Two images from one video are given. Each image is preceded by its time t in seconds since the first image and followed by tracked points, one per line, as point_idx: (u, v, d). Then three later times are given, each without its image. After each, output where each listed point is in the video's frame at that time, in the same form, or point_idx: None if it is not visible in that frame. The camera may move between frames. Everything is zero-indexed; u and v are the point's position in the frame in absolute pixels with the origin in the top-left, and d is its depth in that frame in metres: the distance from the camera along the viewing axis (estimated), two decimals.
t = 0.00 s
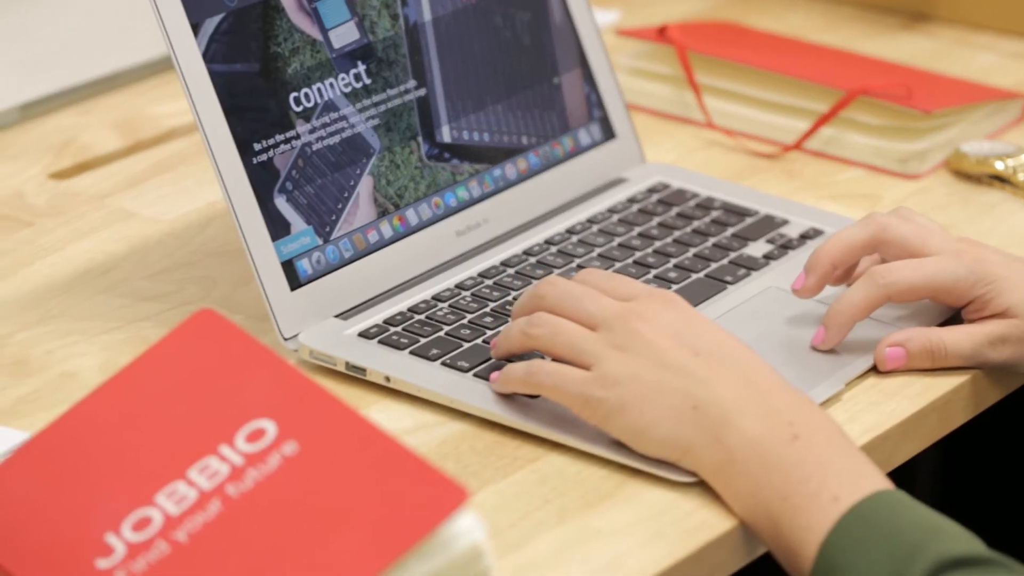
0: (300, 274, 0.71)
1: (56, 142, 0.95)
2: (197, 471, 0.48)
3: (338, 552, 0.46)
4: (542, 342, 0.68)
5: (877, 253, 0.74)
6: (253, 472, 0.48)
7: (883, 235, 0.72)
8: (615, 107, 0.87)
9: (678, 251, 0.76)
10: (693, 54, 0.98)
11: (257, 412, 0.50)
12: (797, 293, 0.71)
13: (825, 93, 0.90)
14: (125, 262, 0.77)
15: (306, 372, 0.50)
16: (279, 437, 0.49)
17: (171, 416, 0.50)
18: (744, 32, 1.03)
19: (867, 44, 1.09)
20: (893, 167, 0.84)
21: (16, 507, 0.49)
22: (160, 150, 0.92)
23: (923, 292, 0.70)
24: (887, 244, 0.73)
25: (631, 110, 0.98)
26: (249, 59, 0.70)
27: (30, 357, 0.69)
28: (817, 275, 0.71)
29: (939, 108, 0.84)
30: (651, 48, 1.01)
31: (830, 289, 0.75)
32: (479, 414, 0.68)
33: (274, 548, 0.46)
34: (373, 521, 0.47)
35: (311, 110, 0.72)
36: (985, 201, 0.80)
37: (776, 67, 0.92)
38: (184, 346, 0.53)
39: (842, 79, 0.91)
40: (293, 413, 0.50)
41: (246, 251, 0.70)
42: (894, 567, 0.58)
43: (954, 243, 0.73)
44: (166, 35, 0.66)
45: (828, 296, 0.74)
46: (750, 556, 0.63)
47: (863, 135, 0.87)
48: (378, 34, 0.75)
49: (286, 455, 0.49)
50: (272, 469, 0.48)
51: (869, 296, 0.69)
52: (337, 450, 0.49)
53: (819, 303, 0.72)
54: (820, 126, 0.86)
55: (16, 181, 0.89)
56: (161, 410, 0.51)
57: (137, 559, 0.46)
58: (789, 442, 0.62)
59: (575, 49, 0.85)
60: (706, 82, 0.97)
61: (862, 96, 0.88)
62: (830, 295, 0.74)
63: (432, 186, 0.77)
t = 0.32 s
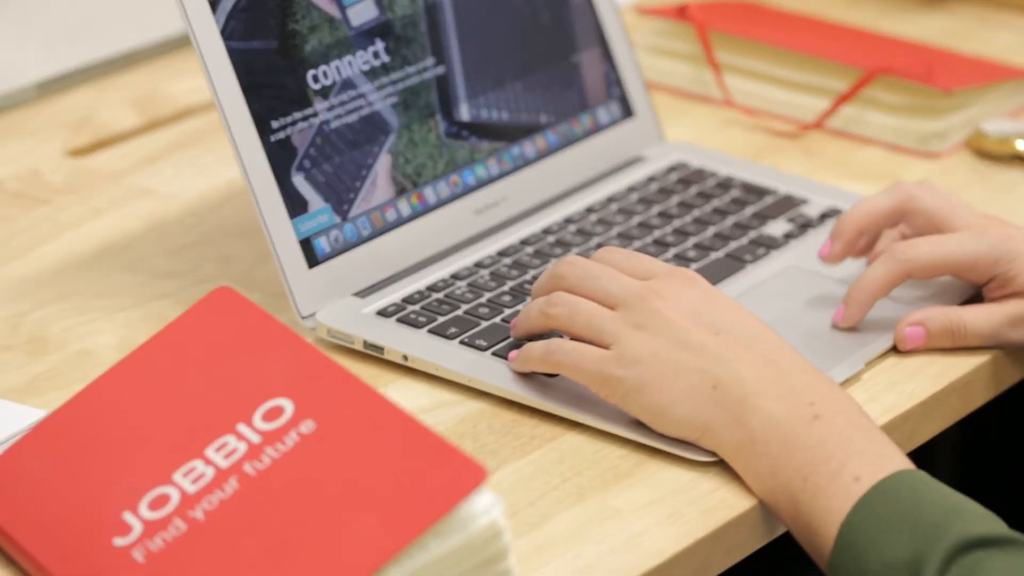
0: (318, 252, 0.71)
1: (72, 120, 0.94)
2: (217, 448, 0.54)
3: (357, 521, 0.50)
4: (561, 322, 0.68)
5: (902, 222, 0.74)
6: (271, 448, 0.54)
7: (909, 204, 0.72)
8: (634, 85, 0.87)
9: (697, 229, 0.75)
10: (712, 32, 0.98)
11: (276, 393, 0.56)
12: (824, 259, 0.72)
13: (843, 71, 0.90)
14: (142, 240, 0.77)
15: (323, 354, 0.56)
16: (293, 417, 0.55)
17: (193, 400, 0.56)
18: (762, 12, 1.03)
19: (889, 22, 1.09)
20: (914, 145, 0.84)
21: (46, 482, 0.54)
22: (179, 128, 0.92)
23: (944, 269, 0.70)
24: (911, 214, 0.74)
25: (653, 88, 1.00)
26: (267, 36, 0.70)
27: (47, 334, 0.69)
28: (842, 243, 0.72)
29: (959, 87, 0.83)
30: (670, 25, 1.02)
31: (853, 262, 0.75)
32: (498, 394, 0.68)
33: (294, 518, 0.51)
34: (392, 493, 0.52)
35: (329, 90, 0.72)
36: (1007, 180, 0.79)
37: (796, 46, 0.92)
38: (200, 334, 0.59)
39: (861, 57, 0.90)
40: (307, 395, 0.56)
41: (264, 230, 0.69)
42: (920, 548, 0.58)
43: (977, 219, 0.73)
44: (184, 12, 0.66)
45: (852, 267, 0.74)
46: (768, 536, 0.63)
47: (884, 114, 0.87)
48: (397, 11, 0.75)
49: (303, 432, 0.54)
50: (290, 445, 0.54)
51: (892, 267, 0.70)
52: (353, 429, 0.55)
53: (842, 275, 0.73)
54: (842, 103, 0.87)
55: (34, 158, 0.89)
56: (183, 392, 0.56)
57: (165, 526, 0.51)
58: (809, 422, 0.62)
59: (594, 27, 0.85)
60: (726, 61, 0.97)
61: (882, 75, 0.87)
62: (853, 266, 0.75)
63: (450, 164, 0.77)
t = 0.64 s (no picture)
0: (334, 227, 0.71)
1: (88, 94, 0.94)
2: (233, 423, 0.56)
3: (375, 495, 0.53)
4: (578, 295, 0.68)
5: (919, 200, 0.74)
6: (286, 422, 0.56)
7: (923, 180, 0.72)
8: (652, 59, 0.87)
9: (715, 203, 0.76)
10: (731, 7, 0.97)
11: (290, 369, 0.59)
12: (841, 242, 0.72)
13: (859, 45, 0.91)
14: (159, 214, 0.77)
15: (337, 330, 0.59)
16: (310, 392, 0.58)
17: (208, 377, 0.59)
18: None
19: None
20: (931, 120, 0.85)
21: (62, 457, 0.57)
22: (195, 102, 0.92)
23: (962, 238, 0.70)
24: (929, 192, 0.73)
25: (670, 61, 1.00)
26: (283, 11, 0.69)
27: (63, 308, 0.69)
28: (858, 225, 0.72)
29: (977, 61, 0.83)
30: None
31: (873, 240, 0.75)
32: (515, 368, 0.68)
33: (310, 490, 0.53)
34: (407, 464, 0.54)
35: (346, 64, 0.72)
36: None
37: (815, 21, 0.93)
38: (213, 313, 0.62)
39: (881, 31, 0.91)
40: (321, 370, 0.59)
41: (280, 204, 0.69)
42: (938, 524, 0.57)
43: (996, 191, 0.72)
44: None
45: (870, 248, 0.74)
46: (786, 511, 0.63)
47: (902, 89, 0.88)
48: None
49: (318, 407, 0.57)
50: (305, 420, 0.56)
51: (907, 242, 0.69)
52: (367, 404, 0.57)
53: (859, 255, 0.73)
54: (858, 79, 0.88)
55: (49, 132, 0.89)
56: (197, 368, 0.59)
57: (184, 497, 0.53)
58: (828, 397, 0.62)
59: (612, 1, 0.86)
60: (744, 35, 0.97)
61: (901, 50, 0.88)
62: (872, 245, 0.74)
63: (467, 138, 0.77)
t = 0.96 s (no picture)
0: (351, 199, 0.71)
1: (102, 70, 0.97)
2: (250, 395, 0.58)
3: (391, 469, 0.54)
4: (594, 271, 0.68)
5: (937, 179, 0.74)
6: (304, 395, 0.58)
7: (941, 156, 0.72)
8: (670, 32, 0.87)
9: (733, 176, 0.76)
10: None
11: (308, 341, 0.61)
12: (858, 219, 0.72)
13: (875, 18, 0.92)
14: (177, 185, 0.78)
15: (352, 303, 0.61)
16: (327, 363, 0.59)
17: (226, 350, 0.60)
18: None
19: None
20: (951, 95, 0.88)
21: (77, 431, 0.59)
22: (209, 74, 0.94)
23: (980, 216, 0.70)
24: (946, 167, 0.73)
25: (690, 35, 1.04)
26: None
27: (80, 280, 0.70)
28: (876, 202, 0.72)
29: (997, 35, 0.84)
30: None
31: (890, 217, 0.75)
32: (533, 342, 0.68)
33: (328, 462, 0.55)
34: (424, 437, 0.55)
35: (362, 37, 0.72)
36: None
37: None
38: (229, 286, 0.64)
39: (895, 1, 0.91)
40: (338, 343, 0.60)
41: (297, 175, 0.69)
42: (956, 499, 0.56)
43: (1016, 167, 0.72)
44: None
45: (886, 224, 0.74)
46: (804, 486, 0.63)
47: (920, 63, 0.90)
48: None
49: (335, 380, 0.59)
50: (322, 393, 0.58)
51: (922, 221, 0.69)
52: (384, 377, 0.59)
53: (877, 230, 0.73)
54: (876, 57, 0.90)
55: (69, 106, 0.90)
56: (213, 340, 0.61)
57: (201, 469, 0.55)
58: (846, 371, 0.62)
59: None
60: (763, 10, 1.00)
61: (919, 24, 0.89)
62: (889, 222, 0.74)
63: (484, 111, 0.77)
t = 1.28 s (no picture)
0: (372, 173, 0.75)
1: (123, 41, 1.02)
2: (270, 368, 0.63)
3: (411, 443, 0.59)
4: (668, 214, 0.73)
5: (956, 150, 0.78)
6: (323, 368, 0.63)
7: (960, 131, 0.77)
8: (691, 10, 0.92)
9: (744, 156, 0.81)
10: None
11: (327, 316, 0.66)
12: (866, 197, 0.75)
13: None
14: (197, 158, 0.83)
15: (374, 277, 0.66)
16: (349, 335, 0.64)
17: (247, 325, 0.65)
18: None
19: None
20: (971, 70, 0.96)
21: (98, 401, 0.64)
22: (229, 48, 1.00)
23: (994, 183, 0.74)
24: (966, 142, 0.77)
25: (711, 10, 1.10)
26: None
27: (99, 253, 0.74)
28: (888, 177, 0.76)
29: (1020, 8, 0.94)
30: None
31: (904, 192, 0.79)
32: (554, 316, 0.70)
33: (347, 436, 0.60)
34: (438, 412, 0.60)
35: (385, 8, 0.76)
36: None
37: None
38: (251, 260, 0.68)
39: None
40: (356, 316, 0.65)
41: (318, 148, 0.73)
42: (995, 490, 0.58)
43: None
44: None
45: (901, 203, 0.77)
46: (830, 459, 0.68)
47: (941, 38, 0.98)
48: None
49: (355, 354, 0.64)
50: (342, 366, 0.63)
51: (931, 170, 0.75)
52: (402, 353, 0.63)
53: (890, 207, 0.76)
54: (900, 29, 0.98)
55: (91, 76, 0.96)
56: (233, 310, 0.66)
57: (221, 443, 0.60)
58: (887, 361, 0.63)
59: None
60: None
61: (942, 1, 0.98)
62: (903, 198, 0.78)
63: (506, 87, 0.82)
